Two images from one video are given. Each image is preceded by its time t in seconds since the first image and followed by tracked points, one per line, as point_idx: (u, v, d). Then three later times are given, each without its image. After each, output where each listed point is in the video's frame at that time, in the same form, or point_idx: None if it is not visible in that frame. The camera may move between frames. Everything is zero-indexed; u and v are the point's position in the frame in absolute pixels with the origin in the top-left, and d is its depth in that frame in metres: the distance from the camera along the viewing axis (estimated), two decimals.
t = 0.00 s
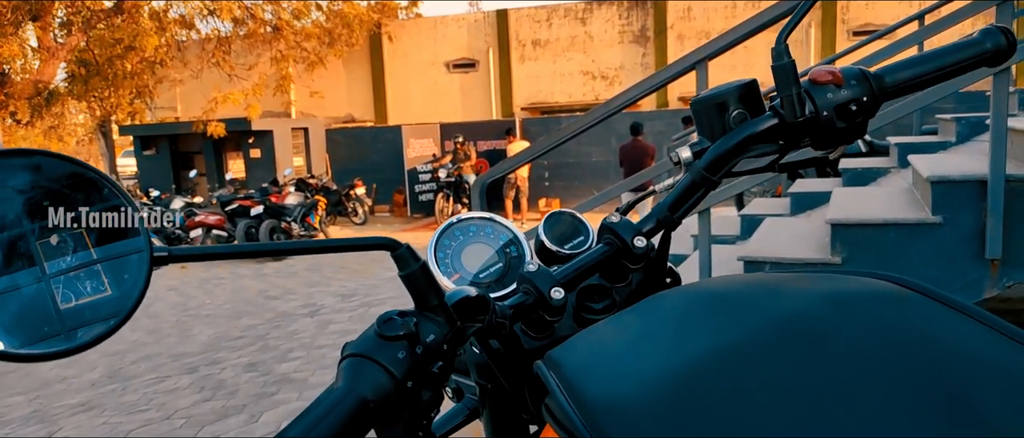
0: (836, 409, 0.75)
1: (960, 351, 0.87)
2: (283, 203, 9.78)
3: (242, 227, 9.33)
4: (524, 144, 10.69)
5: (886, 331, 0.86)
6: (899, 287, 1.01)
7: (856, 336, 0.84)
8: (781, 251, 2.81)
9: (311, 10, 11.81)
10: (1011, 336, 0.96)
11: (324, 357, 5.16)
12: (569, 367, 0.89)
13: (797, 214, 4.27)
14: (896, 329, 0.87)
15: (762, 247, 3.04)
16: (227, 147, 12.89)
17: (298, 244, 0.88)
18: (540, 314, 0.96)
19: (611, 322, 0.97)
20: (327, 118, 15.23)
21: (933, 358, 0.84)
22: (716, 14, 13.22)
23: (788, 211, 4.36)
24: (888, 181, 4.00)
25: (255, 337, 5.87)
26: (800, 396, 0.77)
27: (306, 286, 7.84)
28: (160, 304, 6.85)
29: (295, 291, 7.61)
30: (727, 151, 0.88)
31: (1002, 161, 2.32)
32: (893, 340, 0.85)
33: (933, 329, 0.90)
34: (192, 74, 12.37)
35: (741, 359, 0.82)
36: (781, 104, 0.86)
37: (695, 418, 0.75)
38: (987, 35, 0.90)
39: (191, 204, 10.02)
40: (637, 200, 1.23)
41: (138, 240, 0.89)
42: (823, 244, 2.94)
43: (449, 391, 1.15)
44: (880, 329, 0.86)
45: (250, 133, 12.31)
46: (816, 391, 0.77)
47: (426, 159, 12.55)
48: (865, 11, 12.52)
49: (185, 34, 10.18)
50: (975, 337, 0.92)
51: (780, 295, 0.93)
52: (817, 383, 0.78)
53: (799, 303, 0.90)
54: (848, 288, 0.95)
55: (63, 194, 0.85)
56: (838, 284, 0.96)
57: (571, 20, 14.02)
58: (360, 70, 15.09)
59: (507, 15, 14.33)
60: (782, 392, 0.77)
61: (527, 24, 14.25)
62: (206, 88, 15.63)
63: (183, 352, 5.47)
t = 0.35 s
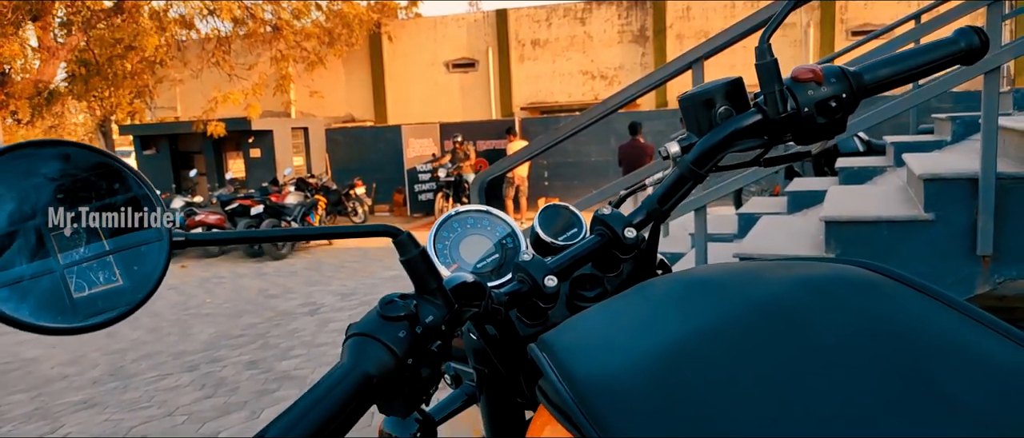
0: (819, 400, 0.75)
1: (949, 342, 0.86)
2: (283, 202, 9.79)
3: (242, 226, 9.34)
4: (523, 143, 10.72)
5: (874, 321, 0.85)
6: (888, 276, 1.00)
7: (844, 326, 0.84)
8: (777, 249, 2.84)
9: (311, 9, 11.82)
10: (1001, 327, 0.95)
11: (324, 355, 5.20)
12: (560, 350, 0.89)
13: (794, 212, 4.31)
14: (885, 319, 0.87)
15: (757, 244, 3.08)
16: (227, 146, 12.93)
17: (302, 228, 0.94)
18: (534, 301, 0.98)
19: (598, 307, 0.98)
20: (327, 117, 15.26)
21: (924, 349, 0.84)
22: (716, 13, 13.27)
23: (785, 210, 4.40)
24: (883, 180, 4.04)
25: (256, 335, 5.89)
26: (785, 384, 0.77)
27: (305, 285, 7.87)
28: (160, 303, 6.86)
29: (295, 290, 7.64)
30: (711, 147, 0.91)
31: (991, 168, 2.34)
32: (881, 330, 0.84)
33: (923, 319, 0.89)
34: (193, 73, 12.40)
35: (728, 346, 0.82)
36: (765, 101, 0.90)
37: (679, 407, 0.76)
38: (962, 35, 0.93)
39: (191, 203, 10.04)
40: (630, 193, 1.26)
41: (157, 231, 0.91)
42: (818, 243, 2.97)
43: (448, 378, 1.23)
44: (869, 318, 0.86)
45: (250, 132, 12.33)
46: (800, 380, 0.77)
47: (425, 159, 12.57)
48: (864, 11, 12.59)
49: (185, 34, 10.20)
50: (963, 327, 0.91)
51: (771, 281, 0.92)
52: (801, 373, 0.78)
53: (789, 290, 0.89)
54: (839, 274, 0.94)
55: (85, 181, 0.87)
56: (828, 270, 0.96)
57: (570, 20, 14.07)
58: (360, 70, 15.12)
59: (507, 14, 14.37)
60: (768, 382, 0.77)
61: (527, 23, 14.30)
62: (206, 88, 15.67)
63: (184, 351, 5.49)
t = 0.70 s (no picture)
0: (793, 391, 0.79)
1: (926, 336, 0.89)
2: (284, 202, 9.82)
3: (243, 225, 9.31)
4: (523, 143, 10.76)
5: (854, 313, 0.88)
6: (874, 268, 1.03)
7: (827, 319, 0.87)
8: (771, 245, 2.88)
9: (311, 9, 11.84)
10: (981, 322, 0.98)
11: (325, 353, 5.24)
12: (549, 334, 0.92)
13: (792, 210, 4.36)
14: (869, 312, 0.89)
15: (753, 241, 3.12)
16: (228, 146, 12.98)
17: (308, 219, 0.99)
18: (526, 290, 1.03)
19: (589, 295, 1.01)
20: (327, 118, 15.28)
21: (901, 343, 0.86)
22: (715, 13, 13.30)
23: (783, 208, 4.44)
24: (880, 178, 4.09)
25: (257, 334, 5.93)
26: (763, 377, 0.80)
27: (306, 284, 7.91)
28: (161, 301, 6.87)
29: (296, 289, 7.68)
30: (696, 143, 0.95)
31: (981, 153, 2.40)
32: (860, 323, 0.87)
33: (904, 313, 0.91)
34: (194, 73, 12.41)
35: (711, 335, 0.85)
36: (747, 99, 0.94)
37: (664, 396, 0.79)
38: (936, 36, 0.97)
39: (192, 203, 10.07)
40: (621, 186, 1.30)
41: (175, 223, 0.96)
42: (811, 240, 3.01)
43: (445, 364, 1.25)
44: (850, 312, 0.88)
45: (250, 132, 12.36)
46: (777, 372, 0.80)
47: (425, 158, 12.61)
48: (863, 10, 12.64)
49: (185, 34, 10.22)
50: (943, 323, 0.93)
51: (759, 269, 0.95)
52: (783, 366, 0.81)
53: (774, 279, 0.92)
54: (824, 264, 0.97)
55: (109, 172, 0.91)
56: (813, 258, 0.99)
57: (570, 20, 14.09)
58: (360, 70, 15.15)
59: (507, 14, 14.42)
60: (747, 373, 0.80)
61: (527, 23, 14.33)
62: (207, 88, 15.71)
63: (186, 349, 5.51)
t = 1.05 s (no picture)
0: (765, 377, 0.81)
1: (898, 322, 0.91)
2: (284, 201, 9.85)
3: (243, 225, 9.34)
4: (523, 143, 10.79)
5: (827, 302, 0.91)
6: (854, 261, 1.06)
7: (800, 308, 0.89)
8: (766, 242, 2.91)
9: (311, 9, 11.85)
10: (963, 317, 0.99)
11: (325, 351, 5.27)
12: (538, 318, 0.95)
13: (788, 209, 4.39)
14: (842, 300, 0.92)
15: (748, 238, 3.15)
16: (228, 146, 13.05)
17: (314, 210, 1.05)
18: (519, 281, 1.06)
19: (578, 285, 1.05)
20: (327, 118, 15.31)
21: (873, 329, 0.89)
22: (715, 13, 13.32)
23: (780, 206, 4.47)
24: (876, 177, 4.12)
25: (258, 332, 5.96)
26: (730, 359, 0.83)
27: (306, 283, 7.94)
28: (162, 300, 6.88)
29: (296, 288, 7.71)
30: (682, 139, 0.99)
31: (973, 154, 2.43)
32: (831, 311, 0.90)
33: (877, 302, 0.94)
34: (194, 73, 12.44)
35: (686, 322, 0.88)
36: (729, 98, 0.98)
37: (639, 382, 0.82)
38: (910, 36, 1.00)
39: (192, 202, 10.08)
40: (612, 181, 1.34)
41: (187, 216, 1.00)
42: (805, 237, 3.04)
43: (442, 355, 1.29)
44: (823, 300, 0.91)
45: (251, 132, 12.39)
46: (746, 357, 0.83)
47: (425, 158, 12.64)
48: (861, 10, 12.69)
49: (186, 34, 10.25)
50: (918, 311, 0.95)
51: (738, 262, 0.98)
52: (756, 352, 0.84)
53: (751, 271, 0.95)
54: (802, 257, 1.00)
55: (123, 165, 0.96)
56: (794, 251, 1.02)
57: (570, 20, 14.11)
58: (360, 70, 15.16)
59: (506, 14, 14.46)
60: (721, 360, 0.83)
61: (527, 23, 14.36)
62: (207, 88, 15.74)
63: (187, 347, 5.52)
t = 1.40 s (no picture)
0: (734, 360, 0.84)
1: (867, 305, 0.94)
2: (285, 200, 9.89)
3: (244, 225, 9.28)
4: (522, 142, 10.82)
5: (792, 287, 0.94)
6: (827, 252, 1.09)
7: (772, 292, 0.93)
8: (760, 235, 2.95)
9: (312, 9, 11.87)
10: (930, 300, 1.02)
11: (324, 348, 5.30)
12: (524, 303, 0.98)
13: (784, 207, 4.43)
14: (810, 286, 0.95)
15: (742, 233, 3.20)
16: (228, 146, 13.09)
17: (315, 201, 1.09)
18: (509, 270, 1.10)
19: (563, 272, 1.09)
20: (327, 118, 15.36)
21: (839, 310, 0.92)
22: (714, 13, 13.36)
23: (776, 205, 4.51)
24: (871, 175, 4.15)
25: (258, 330, 6.00)
26: (697, 341, 0.86)
27: (307, 282, 7.97)
28: (162, 298, 6.90)
29: (296, 287, 7.75)
30: (664, 134, 1.03)
31: (963, 152, 2.47)
32: (799, 295, 0.93)
33: (845, 287, 0.97)
34: (195, 73, 12.46)
35: (656, 308, 0.91)
36: (710, 95, 1.01)
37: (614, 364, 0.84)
38: (884, 36, 1.04)
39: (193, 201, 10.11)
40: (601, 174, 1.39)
41: (192, 208, 1.03)
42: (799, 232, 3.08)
43: (436, 343, 1.33)
44: (789, 285, 0.94)
45: (251, 131, 12.43)
46: (713, 339, 0.86)
47: (425, 158, 12.67)
48: (860, 10, 12.73)
49: (187, 33, 10.27)
50: (885, 296, 0.98)
51: (714, 251, 1.02)
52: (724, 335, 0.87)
53: (725, 260, 0.99)
54: (777, 246, 1.03)
55: (135, 157, 1.00)
56: (767, 241, 1.05)
57: (569, 20, 14.14)
58: (360, 70, 15.21)
59: (506, 14, 14.49)
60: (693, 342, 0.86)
61: (527, 23, 14.40)
62: (208, 88, 15.79)
63: (188, 345, 5.55)
